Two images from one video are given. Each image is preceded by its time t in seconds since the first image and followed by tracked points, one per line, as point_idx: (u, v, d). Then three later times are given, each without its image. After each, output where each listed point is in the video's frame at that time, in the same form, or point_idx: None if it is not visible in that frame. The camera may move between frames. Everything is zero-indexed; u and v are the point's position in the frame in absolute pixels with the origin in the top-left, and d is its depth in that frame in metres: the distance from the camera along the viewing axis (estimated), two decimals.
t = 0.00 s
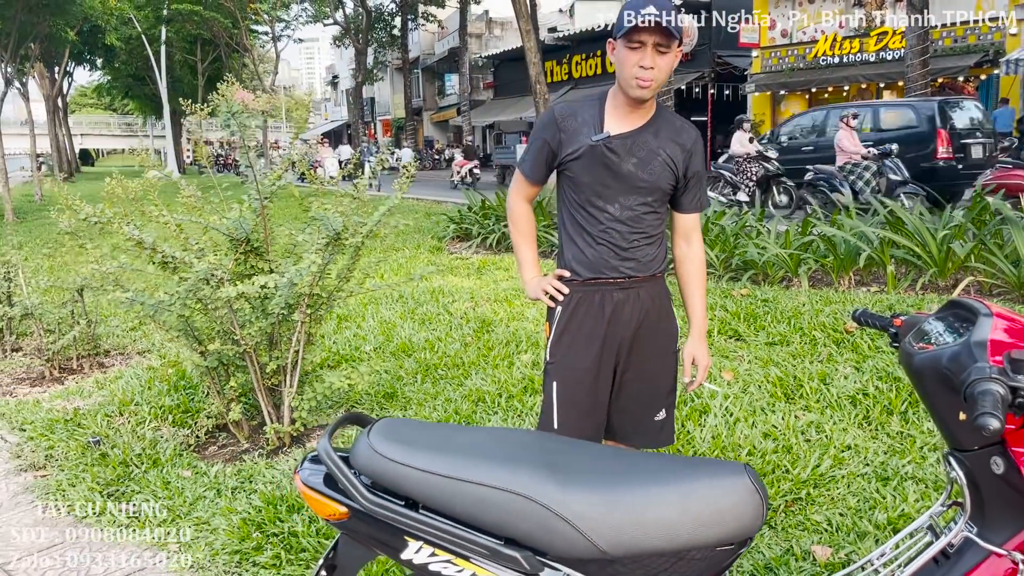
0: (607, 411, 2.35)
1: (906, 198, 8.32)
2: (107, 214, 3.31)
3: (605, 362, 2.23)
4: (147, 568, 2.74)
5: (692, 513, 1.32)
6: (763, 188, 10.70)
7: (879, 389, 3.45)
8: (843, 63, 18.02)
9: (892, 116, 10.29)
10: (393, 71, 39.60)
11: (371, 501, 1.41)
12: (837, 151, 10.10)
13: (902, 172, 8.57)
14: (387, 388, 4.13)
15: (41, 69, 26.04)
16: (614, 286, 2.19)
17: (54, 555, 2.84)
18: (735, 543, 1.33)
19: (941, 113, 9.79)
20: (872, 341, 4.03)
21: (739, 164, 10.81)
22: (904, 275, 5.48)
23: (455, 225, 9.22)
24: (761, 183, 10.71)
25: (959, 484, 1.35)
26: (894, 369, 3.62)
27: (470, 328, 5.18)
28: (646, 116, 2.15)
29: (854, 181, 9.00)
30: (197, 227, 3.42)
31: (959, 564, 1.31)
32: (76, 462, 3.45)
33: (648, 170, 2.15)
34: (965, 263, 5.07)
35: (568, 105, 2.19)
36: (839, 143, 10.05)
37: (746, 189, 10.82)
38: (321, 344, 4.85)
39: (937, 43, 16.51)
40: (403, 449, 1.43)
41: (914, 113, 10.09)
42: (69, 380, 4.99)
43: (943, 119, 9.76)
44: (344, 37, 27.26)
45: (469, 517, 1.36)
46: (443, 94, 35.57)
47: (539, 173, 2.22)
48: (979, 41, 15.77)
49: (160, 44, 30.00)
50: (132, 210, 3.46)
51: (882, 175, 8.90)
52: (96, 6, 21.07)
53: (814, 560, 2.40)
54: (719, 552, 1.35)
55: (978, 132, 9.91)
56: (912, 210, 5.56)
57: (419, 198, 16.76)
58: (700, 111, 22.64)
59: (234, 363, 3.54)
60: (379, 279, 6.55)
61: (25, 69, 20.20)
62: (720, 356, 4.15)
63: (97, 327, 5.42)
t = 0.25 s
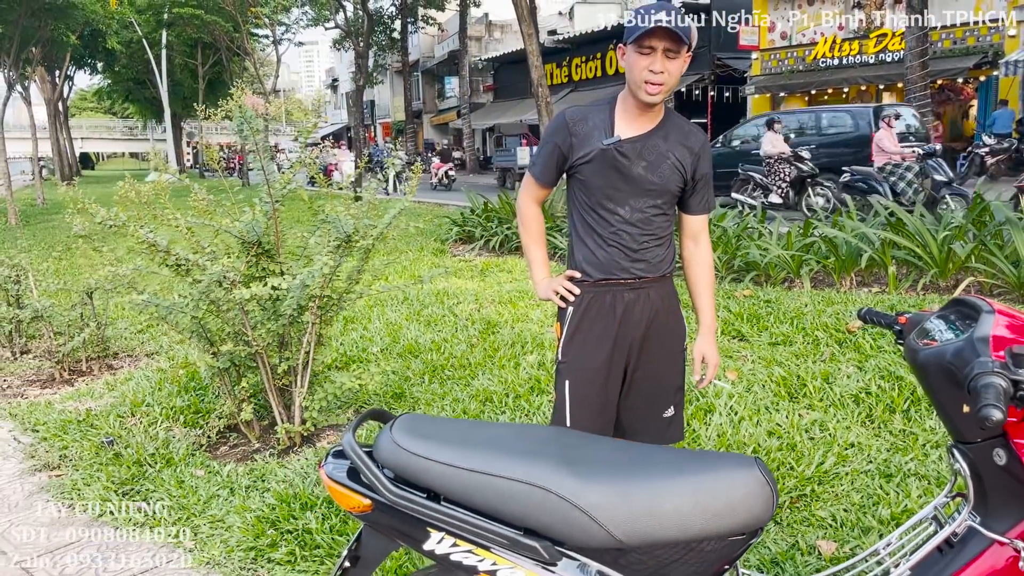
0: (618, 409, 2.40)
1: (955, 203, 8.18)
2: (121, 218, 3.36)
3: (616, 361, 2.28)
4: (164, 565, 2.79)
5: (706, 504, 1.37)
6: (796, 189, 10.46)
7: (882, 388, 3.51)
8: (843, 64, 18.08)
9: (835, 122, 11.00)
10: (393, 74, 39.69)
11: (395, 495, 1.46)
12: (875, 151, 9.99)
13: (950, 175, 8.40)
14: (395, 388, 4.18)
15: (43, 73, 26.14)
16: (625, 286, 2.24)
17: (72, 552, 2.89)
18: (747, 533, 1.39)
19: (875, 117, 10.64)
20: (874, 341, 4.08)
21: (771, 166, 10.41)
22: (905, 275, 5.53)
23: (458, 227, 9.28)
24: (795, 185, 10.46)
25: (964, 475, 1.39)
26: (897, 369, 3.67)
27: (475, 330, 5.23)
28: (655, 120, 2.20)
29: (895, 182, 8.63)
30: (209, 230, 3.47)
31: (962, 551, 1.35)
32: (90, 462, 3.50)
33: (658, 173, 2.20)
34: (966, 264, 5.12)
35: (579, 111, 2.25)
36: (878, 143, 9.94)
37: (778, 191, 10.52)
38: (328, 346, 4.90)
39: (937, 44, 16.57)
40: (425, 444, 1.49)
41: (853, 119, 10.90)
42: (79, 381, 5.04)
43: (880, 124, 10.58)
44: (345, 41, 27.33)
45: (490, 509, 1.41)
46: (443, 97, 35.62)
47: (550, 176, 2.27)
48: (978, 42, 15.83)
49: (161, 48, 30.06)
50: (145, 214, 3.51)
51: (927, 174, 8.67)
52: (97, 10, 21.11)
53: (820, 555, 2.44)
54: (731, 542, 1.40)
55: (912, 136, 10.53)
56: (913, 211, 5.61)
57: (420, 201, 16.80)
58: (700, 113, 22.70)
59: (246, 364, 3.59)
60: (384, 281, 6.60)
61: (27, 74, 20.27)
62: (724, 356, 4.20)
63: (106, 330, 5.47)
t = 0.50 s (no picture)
0: (626, 409, 2.44)
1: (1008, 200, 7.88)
2: (133, 222, 3.40)
3: (625, 362, 2.32)
4: (176, 565, 2.83)
5: (715, 499, 1.40)
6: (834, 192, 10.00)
7: (885, 388, 3.54)
8: (845, 66, 18.13)
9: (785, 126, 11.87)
10: (395, 77, 39.78)
11: (411, 492, 1.49)
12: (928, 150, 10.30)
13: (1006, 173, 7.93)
14: (402, 390, 4.21)
15: (46, 78, 26.25)
16: (633, 288, 2.28)
17: (85, 553, 2.93)
18: (755, 529, 1.42)
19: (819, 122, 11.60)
20: (877, 342, 4.12)
21: (807, 168, 10.03)
22: (908, 277, 5.56)
23: (461, 230, 9.32)
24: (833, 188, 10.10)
25: (967, 472, 1.42)
26: (900, 370, 3.70)
27: (480, 332, 5.27)
28: (662, 124, 2.24)
29: (947, 184, 8.19)
30: (219, 234, 3.51)
31: (966, 546, 1.37)
32: (101, 463, 3.53)
33: (665, 177, 2.24)
34: (969, 265, 5.15)
35: (586, 115, 2.28)
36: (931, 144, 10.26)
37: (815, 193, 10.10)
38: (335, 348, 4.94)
39: (939, 46, 16.58)
40: (438, 442, 1.52)
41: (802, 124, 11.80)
42: (87, 384, 5.08)
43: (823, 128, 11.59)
44: (347, 45, 27.40)
45: (503, 506, 1.45)
46: (445, 100, 35.69)
47: (558, 180, 2.31)
48: (980, 44, 15.85)
49: (164, 52, 30.15)
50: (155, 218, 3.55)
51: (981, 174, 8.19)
52: (100, 15, 21.19)
53: (825, 553, 2.47)
54: (739, 537, 1.43)
55: (856, 142, 11.66)
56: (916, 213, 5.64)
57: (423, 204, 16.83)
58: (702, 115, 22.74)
59: (255, 366, 3.63)
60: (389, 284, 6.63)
61: (31, 78, 20.36)
62: (728, 358, 4.23)
63: (113, 333, 5.51)
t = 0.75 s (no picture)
0: (628, 412, 2.46)
1: None
2: (140, 227, 3.43)
3: (627, 365, 2.34)
4: (183, 567, 2.85)
5: (716, 501, 1.42)
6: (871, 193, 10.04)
7: (887, 391, 3.55)
8: (849, 69, 18.14)
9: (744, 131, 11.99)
10: (399, 81, 39.89)
11: (414, 494, 1.52)
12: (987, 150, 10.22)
13: None
14: (406, 393, 4.23)
15: (52, 83, 26.36)
16: (634, 292, 2.30)
17: (94, 554, 2.96)
18: (754, 529, 1.44)
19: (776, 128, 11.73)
20: (880, 345, 4.13)
21: (841, 169, 10.20)
22: (911, 279, 5.57)
23: (465, 234, 9.34)
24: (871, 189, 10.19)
25: (964, 473, 1.43)
26: (903, 372, 3.71)
27: (484, 335, 5.29)
28: (663, 130, 2.26)
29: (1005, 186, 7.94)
30: (225, 238, 3.54)
31: (962, 545, 1.39)
32: (109, 466, 3.57)
33: (666, 182, 2.26)
34: (971, 268, 5.16)
35: (588, 120, 2.31)
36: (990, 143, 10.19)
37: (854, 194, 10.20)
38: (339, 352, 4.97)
39: (942, 48, 16.58)
40: (442, 444, 1.55)
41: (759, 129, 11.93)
42: (94, 388, 5.10)
43: (779, 135, 11.69)
44: (351, 49, 27.48)
45: (506, 507, 1.47)
46: (449, 103, 35.77)
47: (560, 184, 2.34)
48: (983, 46, 15.85)
49: (169, 57, 30.29)
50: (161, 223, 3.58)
51: None
52: (106, 20, 21.30)
53: (826, 555, 2.49)
54: (738, 538, 1.45)
55: (811, 147, 11.85)
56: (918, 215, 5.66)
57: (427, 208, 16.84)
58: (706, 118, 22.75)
59: (261, 370, 3.66)
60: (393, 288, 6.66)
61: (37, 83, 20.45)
62: (731, 361, 4.24)
63: (120, 337, 5.55)
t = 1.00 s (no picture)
0: (627, 415, 2.47)
1: None
2: (144, 231, 3.47)
3: (625, 367, 2.35)
4: (186, 568, 2.87)
5: (707, 500, 1.44)
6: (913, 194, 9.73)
7: (887, 392, 3.56)
8: (853, 71, 18.15)
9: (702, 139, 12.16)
10: (403, 85, 40.00)
11: (411, 493, 1.54)
12: None
13: None
14: (409, 396, 4.25)
15: (58, 89, 26.52)
16: (632, 294, 2.32)
17: (99, 555, 2.99)
18: (746, 528, 1.45)
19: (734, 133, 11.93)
20: (880, 347, 4.14)
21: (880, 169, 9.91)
22: (912, 281, 5.57)
23: (469, 237, 9.38)
24: (913, 191, 9.79)
25: (952, 472, 1.46)
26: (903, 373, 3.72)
27: (487, 338, 5.32)
28: (659, 134, 2.28)
29: None
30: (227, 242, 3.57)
31: (952, 544, 1.41)
32: (114, 469, 3.60)
33: (662, 185, 2.28)
34: (972, 270, 5.18)
35: (585, 125, 2.33)
36: None
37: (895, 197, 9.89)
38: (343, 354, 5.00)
39: (947, 49, 16.55)
40: (438, 444, 1.57)
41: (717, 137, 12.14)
42: (99, 391, 5.13)
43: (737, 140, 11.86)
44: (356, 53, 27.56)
45: (500, 508, 1.49)
46: (454, 107, 35.82)
47: (558, 188, 2.36)
48: (988, 47, 15.81)
49: (174, 62, 30.42)
50: (166, 227, 3.61)
51: None
52: (112, 25, 21.40)
53: (824, 554, 2.50)
54: (731, 536, 1.47)
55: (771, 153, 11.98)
56: (920, 217, 5.67)
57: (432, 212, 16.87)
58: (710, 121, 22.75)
59: (264, 373, 3.69)
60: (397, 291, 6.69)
61: (44, 89, 20.56)
62: (732, 363, 4.26)
63: (125, 341, 5.58)
